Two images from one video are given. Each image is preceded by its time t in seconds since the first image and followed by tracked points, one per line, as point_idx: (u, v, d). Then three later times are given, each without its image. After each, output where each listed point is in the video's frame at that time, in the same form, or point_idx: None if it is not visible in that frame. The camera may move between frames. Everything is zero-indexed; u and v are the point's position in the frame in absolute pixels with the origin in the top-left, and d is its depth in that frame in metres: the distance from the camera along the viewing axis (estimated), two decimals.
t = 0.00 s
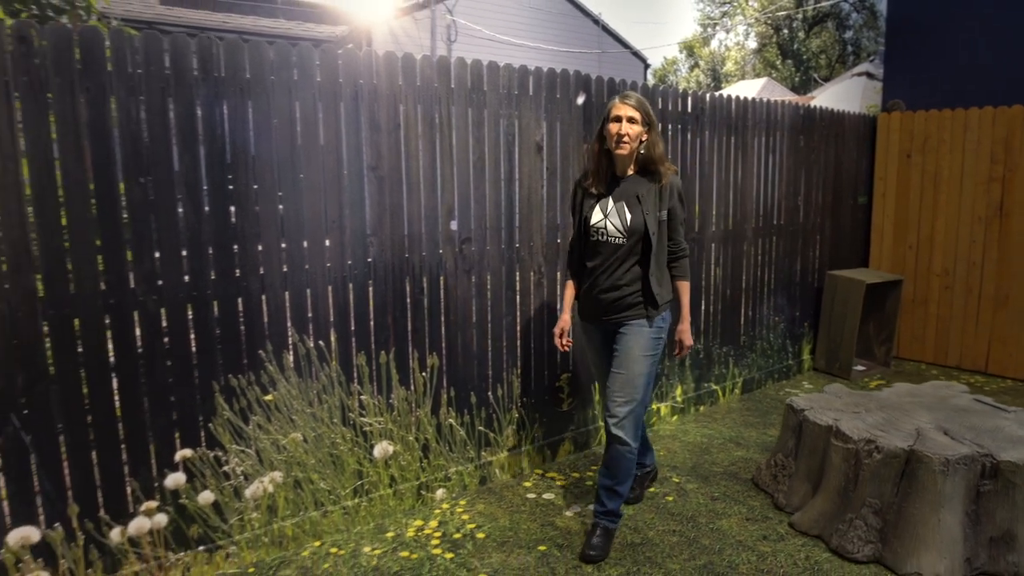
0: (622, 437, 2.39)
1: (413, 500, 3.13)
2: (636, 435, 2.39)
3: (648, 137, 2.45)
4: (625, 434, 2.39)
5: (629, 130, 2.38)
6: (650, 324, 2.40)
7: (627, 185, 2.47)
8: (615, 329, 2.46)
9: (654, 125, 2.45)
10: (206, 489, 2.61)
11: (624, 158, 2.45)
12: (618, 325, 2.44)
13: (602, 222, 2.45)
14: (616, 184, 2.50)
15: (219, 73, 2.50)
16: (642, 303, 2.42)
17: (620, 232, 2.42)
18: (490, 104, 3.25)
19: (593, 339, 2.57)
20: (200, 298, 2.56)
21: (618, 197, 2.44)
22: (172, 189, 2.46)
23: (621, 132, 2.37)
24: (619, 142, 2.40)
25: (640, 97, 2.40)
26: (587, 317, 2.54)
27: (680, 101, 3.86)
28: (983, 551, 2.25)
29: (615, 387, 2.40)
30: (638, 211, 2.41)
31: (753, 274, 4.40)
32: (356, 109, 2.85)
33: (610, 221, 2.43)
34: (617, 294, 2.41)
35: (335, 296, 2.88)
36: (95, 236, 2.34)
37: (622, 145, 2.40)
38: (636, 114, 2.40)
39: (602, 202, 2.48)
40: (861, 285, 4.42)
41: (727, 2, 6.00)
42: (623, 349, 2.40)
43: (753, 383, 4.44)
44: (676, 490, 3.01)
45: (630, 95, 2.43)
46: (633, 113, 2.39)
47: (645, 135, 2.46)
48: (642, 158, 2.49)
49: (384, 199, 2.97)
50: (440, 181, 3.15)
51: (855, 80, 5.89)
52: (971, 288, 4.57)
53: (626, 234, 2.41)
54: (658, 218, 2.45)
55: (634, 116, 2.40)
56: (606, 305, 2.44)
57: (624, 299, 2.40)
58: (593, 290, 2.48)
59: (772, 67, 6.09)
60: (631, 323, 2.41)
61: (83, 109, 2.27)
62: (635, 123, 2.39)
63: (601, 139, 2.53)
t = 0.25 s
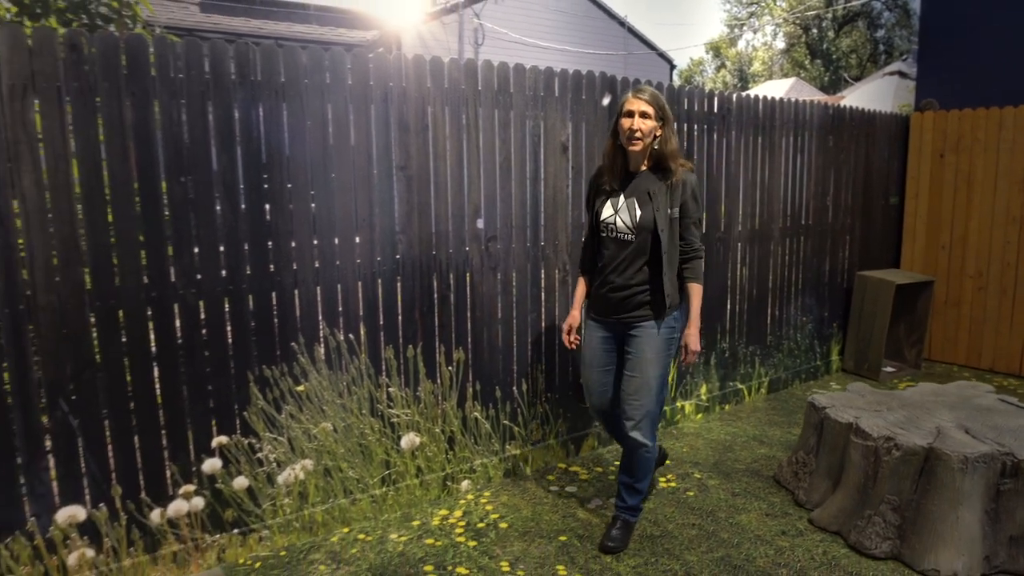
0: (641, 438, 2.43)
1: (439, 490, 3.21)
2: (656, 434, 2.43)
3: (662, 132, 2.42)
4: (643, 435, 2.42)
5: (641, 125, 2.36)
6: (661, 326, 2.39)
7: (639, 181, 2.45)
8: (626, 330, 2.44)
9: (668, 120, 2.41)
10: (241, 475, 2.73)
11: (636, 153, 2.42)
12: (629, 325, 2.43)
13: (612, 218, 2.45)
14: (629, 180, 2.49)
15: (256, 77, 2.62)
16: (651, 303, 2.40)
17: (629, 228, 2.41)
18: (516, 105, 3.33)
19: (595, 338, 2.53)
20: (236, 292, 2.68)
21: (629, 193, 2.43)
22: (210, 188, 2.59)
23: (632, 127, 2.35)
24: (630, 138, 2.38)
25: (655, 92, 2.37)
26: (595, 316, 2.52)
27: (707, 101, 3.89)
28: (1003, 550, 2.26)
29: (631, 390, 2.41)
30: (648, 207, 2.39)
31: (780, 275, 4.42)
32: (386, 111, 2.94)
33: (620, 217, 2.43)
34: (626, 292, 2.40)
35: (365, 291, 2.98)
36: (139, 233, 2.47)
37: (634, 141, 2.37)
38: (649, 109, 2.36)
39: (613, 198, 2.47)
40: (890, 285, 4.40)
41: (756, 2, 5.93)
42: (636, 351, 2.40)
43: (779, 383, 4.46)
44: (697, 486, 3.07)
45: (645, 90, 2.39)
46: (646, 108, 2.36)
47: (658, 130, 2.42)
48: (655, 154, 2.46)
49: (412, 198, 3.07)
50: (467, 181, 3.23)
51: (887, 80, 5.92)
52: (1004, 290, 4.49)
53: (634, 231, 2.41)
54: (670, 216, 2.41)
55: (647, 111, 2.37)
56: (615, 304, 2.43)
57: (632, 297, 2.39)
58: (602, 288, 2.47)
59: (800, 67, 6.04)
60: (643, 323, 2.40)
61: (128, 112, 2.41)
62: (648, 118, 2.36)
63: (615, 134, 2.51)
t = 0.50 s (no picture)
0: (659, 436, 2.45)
1: (465, 482, 3.28)
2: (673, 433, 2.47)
3: (676, 130, 2.35)
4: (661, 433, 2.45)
5: (655, 123, 2.30)
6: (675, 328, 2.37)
7: (654, 180, 2.40)
8: (643, 328, 2.40)
9: (683, 117, 2.34)
10: (274, 462, 2.84)
11: (649, 152, 2.37)
12: (643, 325, 2.40)
13: (627, 216, 2.41)
14: (644, 179, 2.43)
15: (291, 80, 2.73)
16: (665, 303, 2.36)
17: (644, 227, 2.37)
18: (543, 106, 3.39)
19: (604, 332, 2.47)
20: (271, 287, 2.79)
21: (643, 192, 2.39)
22: (247, 187, 2.70)
23: (645, 125, 2.30)
24: (644, 136, 2.33)
25: (669, 89, 2.31)
26: (609, 312, 2.46)
27: (734, 102, 3.91)
28: None
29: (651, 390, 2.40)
30: (662, 206, 2.34)
31: (808, 275, 4.42)
32: (415, 112, 3.03)
33: (634, 216, 2.39)
34: (640, 293, 2.37)
35: (394, 287, 3.07)
36: (180, 229, 2.59)
37: (647, 139, 2.32)
38: (663, 107, 2.28)
39: (628, 197, 2.43)
40: (922, 285, 4.34)
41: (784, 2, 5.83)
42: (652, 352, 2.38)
43: (807, 383, 4.46)
44: (719, 482, 3.12)
45: (658, 88, 2.33)
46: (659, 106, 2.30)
47: (672, 128, 2.35)
48: (669, 151, 2.40)
49: (441, 197, 3.15)
50: (494, 180, 3.30)
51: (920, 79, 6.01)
52: None
53: (649, 230, 2.36)
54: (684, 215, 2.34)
55: (660, 109, 2.30)
56: (630, 302, 2.39)
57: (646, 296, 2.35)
58: (616, 287, 2.44)
59: (830, 67, 6.05)
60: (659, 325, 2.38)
61: (171, 115, 2.53)
62: (661, 115, 2.30)
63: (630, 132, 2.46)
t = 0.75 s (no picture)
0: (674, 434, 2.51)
1: (491, 475, 3.35)
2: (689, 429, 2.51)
3: (682, 131, 2.35)
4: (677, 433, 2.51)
5: (660, 126, 2.29)
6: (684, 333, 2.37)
7: (661, 183, 2.39)
8: (653, 334, 2.37)
9: (688, 119, 2.34)
10: (306, 451, 2.95)
11: (656, 154, 2.35)
12: (653, 330, 2.36)
13: (635, 221, 2.37)
14: (651, 183, 2.41)
15: (325, 84, 2.83)
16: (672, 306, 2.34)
17: (653, 231, 2.34)
18: (570, 108, 3.45)
19: (614, 338, 2.40)
20: (304, 282, 2.90)
21: (651, 195, 2.36)
22: (283, 186, 2.81)
23: (651, 129, 2.29)
24: (651, 139, 2.31)
25: (672, 91, 2.31)
26: (618, 318, 2.40)
27: (762, 102, 3.94)
28: None
29: (665, 395, 2.43)
30: (672, 208, 2.32)
31: (837, 275, 4.40)
32: (445, 114, 3.11)
33: (642, 219, 2.35)
34: (648, 297, 2.34)
35: (422, 283, 3.16)
36: (219, 226, 2.71)
37: (654, 143, 2.31)
38: (667, 109, 2.30)
39: (635, 201, 2.40)
40: (955, 286, 4.35)
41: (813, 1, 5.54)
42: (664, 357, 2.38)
43: (836, 383, 4.45)
44: (742, 479, 3.15)
45: (661, 90, 2.33)
46: (664, 109, 2.30)
47: (678, 130, 2.35)
48: (676, 154, 2.39)
49: (469, 196, 3.23)
50: (521, 180, 3.37)
51: (955, 78, 5.92)
52: None
53: (659, 233, 2.33)
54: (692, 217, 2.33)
55: (665, 112, 2.30)
56: (639, 306, 2.35)
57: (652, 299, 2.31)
58: (624, 292, 2.39)
59: (860, 66, 5.77)
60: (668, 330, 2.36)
61: (211, 117, 2.65)
62: (668, 117, 2.29)
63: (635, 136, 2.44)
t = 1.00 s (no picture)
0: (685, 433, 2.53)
1: (517, 468, 3.42)
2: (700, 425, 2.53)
3: (672, 133, 2.35)
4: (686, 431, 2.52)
5: (652, 127, 2.28)
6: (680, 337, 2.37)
7: (652, 186, 2.38)
8: (649, 339, 2.36)
9: (678, 121, 2.35)
10: (338, 441, 3.06)
11: (648, 157, 2.34)
12: (649, 335, 2.35)
13: (626, 226, 2.36)
14: (642, 187, 2.40)
15: (359, 88, 2.94)
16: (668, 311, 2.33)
17: (646, 236, 2.33)
18: (597, 109, 3.50)
19: (608, 343, 2.38)
20: (338, 278, 3.01)
21: (643, 200, 2.35)
22: (318, 186, 2.93)
23: (642, 130, 2.27)
24: (642, 141, 2.30)
25: (661, 93, 2.31)
26: (614, 323, 2.38)
27: (790, 102, 3.96)
28: None
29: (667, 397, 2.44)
30: (664, 213, 2.32)
31: (869, 275, 4.38)
32: (474, 116, 3.20)
33: (635, 224, 2.34)
34: (646, 304, 2.33)
35: (451, 280, 3.25)
36: (257, 224, 2.84)
37: (644, 145, 2.29)
38: (657, 110, 2.29)
39: (626, 205, 2.38)
40: (988, 288, 4.31)
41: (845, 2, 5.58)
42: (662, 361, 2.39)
43: (866, 385, 4.41)
44: (766, 478, 3.16)
45: (650, 92, 2.33)
46: (654, 109, 2.30)
47: (668, 132, 2.35)
48: (666, 156, 2.39)
49: (497, 196, 3.30)
50: (549, 180, 3.44)
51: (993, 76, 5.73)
52: None
53: (652, 238, 2.33)
54: (684, 220, 2.34)
55: (654, 112, 2.30)
56: (636, 313, 2.34)
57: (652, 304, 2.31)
58: (619, 299, 2.38)
59: (893, 65, 5.89)
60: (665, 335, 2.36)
61: (251, 120, 2.78)
62: (659, 119, 2.29)
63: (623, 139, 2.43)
